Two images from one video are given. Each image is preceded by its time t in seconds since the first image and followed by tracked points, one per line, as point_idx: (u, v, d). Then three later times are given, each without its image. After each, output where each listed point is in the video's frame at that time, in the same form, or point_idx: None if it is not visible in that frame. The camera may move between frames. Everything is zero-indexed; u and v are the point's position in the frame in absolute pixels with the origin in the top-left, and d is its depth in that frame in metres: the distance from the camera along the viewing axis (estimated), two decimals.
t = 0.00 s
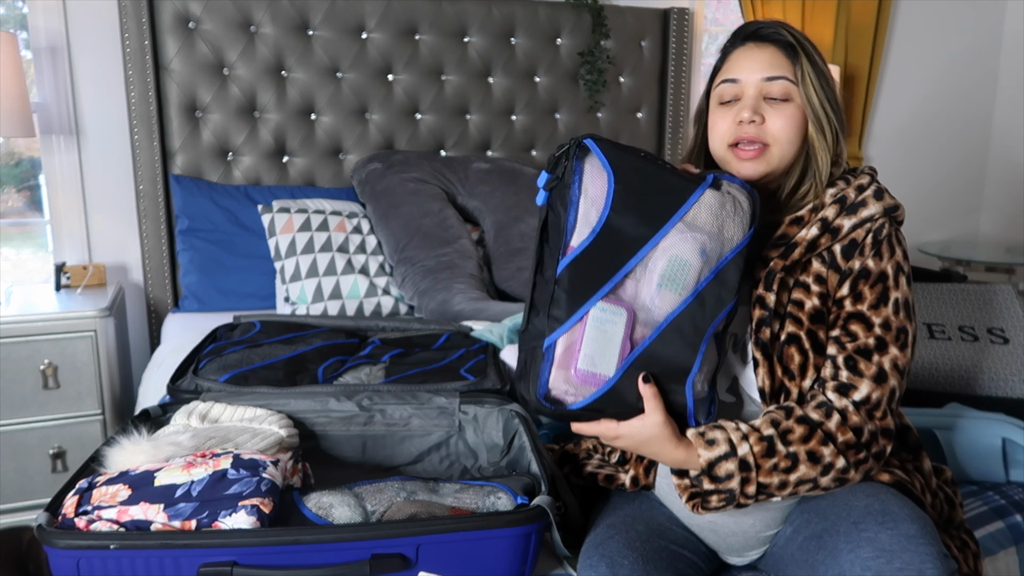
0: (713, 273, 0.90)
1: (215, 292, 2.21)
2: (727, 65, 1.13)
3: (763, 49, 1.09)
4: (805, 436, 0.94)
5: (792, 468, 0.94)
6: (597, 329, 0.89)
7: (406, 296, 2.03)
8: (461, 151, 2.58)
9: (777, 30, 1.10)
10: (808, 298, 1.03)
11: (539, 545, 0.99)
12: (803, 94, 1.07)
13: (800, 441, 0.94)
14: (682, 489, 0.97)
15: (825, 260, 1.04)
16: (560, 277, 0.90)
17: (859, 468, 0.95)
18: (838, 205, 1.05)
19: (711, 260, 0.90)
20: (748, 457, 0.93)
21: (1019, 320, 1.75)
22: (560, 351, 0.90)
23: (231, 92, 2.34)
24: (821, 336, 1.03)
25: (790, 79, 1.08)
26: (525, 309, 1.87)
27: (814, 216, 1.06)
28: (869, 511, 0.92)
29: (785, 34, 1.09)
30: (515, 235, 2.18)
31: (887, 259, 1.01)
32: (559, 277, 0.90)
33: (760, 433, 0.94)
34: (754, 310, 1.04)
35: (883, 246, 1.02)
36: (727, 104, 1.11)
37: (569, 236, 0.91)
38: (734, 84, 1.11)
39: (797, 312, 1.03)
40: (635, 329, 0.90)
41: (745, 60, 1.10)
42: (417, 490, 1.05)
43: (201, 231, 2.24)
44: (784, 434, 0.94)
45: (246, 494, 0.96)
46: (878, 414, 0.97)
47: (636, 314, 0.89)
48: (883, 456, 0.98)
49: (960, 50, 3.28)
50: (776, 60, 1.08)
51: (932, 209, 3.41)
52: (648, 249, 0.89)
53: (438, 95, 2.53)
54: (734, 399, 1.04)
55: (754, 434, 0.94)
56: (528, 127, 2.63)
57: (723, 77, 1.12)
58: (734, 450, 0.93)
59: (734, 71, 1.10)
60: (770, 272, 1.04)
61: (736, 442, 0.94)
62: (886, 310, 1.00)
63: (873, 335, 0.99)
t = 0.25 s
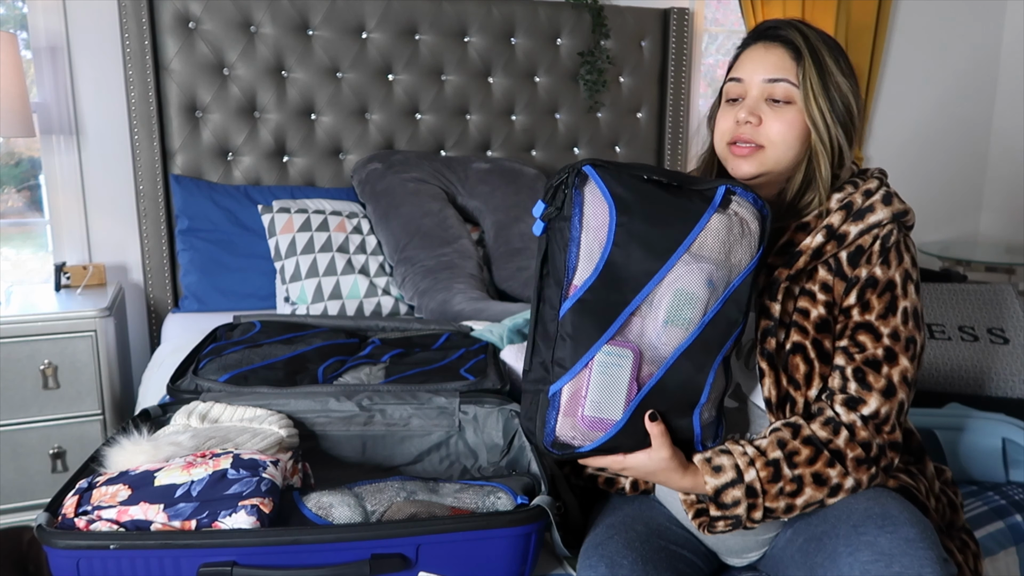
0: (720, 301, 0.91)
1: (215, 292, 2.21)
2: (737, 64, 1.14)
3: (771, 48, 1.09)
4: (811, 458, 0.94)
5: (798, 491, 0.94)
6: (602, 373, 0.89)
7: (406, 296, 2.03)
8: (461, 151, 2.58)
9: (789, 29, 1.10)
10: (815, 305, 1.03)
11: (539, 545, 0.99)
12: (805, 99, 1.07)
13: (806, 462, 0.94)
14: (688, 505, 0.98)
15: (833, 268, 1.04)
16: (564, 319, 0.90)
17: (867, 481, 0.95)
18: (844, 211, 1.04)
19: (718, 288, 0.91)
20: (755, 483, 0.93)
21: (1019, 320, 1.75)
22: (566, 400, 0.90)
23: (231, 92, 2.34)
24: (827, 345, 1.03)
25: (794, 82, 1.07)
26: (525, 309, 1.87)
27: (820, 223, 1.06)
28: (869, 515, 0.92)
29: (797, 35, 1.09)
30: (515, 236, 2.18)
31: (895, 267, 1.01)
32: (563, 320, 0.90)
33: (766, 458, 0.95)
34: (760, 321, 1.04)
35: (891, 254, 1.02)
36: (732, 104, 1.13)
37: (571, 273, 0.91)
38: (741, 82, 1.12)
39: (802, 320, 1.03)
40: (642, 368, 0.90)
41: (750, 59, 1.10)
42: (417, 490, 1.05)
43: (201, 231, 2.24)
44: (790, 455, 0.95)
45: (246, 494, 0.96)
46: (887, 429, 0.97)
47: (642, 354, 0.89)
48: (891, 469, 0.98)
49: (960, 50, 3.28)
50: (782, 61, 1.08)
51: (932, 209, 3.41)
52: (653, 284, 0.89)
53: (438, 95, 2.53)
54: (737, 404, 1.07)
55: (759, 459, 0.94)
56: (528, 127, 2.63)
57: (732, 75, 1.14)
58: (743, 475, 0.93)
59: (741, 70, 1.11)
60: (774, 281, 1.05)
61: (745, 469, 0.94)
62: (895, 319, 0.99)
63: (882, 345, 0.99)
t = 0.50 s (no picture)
0: (721, 302, 0.91)
1: (215, 292, 2.21)
2: (755, 62, 1.14)
3: (789, 50, 1.10)
4: (814, 462, 0.95)
5: (799, 494, 0.94)
6: (605, 378, 0.89)
7: (406, 296, 2.03)
8: (461, 151, 2.58)
9: (810, 31, 1.10)
10: (823, 309, 1.03)
11: (539, 545, 0.99)
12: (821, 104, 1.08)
13: (808, 466, 0.94)
14: (689, 506, 0.98)
15: (841, 272, 1.04)
16: (564, 324, 0.90)
17: (871, 485, 0.95)
18: (856, 214, 1.04)
19: (718, 289, 0.91)
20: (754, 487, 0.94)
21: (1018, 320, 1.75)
22: (567, 406, 0.90)
23: (231, 92, 2.34)
24: (833, 349, 1.03)
25: (810, 87, 1.08)
26: (525, 309, 1.87)
27: (830, 226, 1.06)
28: (868, 517, 0.92)
29: (816, 37, 1.09)
30: (515, 236, 2.17)
31: (905, 271, 1.01)
32: (562, 324, 0.90)
33: (769, 460, 0.95)
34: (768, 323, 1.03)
35: (900, 259, 1.02)
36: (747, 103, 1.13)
37: (571, 278, 0.90)
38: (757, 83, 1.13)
39: (809, 323, 1.03)
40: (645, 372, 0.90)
41: (768, 60, 1.11)
42: (417, 490, 1.05)
43: (201, 231, 2.24)
44: (793, 459, 0.95)
45: (246, 494, 0.96)
46: (892, 434, 0.97)
47: (644, 357, 0.89)
48: (894, 473, 0.98)
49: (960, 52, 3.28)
50: (800, 65, 1.09)
51: (932, 209, 3.40)
52: (653, 287, 0.89)
53: (439, 95, 2.53)
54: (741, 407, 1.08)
55: (762, 461, 0.95)
56: (528, 127, 2.63)
57: (749, 73, 1.14)
58: (743, 479, 0.94)
59: (758, 71, 1.12)
60: (784, 285, 1.04)
61: (745, 472, 0.94)
62: (902, 324, 0.99)
63: (889, 350, 0.98)
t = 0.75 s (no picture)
0: (700, 290, 0.93)
1: (215, 292, 2.21)
2: (790, 68, 1.11)
3: (828, 66, 1.06)
4: (816, 460, 0.95)
5: (800, 491, 0.94)
6: (606, 374, 0.88)
7: (406, 296, 2.03)
8: (461, 151, 2.58)
9: (853, 48, 1.06)
10: (829, 311, 1.04)
11: (538, 545, 0.99)
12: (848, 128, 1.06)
13: (809, 463, 0.94)
14: (689, 504, 0.97)
15: (849, 274, 1.04)
16: (558, 328, 0.90)
17: (872, 486, 0.95)
18: (867, 217, 1.04)
19: (695, 276, 0.93)
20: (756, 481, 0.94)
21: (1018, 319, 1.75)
22: (573, 410, 0.89)
23: (231, 92, 2.34)
24: (838, 350, 1.03)
25: (842, 109, 1.06)
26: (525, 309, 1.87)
27: (842, 227, 1.05)
28: (866, 517, 0.92)
29: (859, 56, 1.06)
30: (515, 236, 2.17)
31: (913, 274, 1.01)
32: (556, 330, 0.90)
33: (770, 456, 0.95)
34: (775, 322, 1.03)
35: (909, 262, 1.02)
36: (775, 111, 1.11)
37: (558, 282, 0.91)
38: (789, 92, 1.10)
39: (815, 324, 1.03)
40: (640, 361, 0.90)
41: (803, 72, 1.08)
42: (417, 490, 1.05)
43: (201, 231, 2.24)
44: (795, 456, 0.95)
45: (246, 494, 0.96)
46: (895, 435, 0.97)
47: (639, 350, 0.89)
48: (895, 475, 0.98)
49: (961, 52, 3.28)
50: (836, 83, 1.06)
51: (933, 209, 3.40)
52: (637, 281, 0.90)
53: (438, 95, 2.53)
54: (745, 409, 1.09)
55: (764, 457, 0.95)
56: (528, 127, 2.63)
57: (783, 78, 1.11)
58: (745, 473, 0.94)
59: (792, 79, 1.09)
60: (793, 285, 1.03)
61: (745, 467, 0.94)
62: (908, 328, 0.99)
63: (895, 352, 0.98)
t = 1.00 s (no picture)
0: (684, 284, 0.94)
1: (215, 292, 2.21)
2: (804, 75, 1.07)
3: (843, 75, 1.03)
4: (817, 460, 0.94)
5: (799, 491, 0.94)
6: (604, 373, 0.88)
7: (406, 296, 2.03)
8: (461, 151, 2.58)
9: (870, 57, 1.03)
10: (836, 313, 1.04)
11: (538, 545, 0.99)
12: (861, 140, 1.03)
13: (811, 463, 0.94)
14: (690, 502, 0.96)
15: (857, 277, 1.04)
16: (553, 331, 0.90)
17: (873, 487, 0.95)
18: (879, 219, 1.04)
19: (679, 270, 0.94)
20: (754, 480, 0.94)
21: (1018, 320, 1.76)
22: (574, 409, 0.88)
23: (231, 92, 2.34)
24: (844, 352, 1.03)
25: (856, 120, 1.03)
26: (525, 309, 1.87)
27: (853, 229, 1.05)
28: (866, 518, 0.92)
29: (875, 66, 1.02)
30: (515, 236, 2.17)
31: (921, 278, 1.01)
32: (552, 332, 0.90)
33: (770, 454, 0.95)
34: (783, 323, 1.02)
35: (917, 266, 1.02)
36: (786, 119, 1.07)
37: (549, 285, 0.91)
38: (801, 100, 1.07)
39: (822, 325, 1.03)
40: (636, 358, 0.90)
41: (817, 80, 1.04)
42: (416, 490, 1.05)
43: (201, 231, 2.24)
44: (796, 455, 0.95)
45: (246, 494, 0.96)
46: (898, 438, 0.97)
47: (632, 346, 0.90)
48: (896, 478, 0.98)
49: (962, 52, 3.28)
50: (851, 94, 1.03)
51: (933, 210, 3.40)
52: (625, 279, 0.90)
53: (438, 95, 2.53)
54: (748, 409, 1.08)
55: (763, 455, 0.95)
56: (528, 127, 2.63)
57: (796, 86, 1.07)
58: (744, 471, 0.94)
59: (806, 87, 1.05)
60: (803, 285, 1.03)
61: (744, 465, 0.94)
62: (915, 331, 0.99)
63: (901, 355, 0.98)
